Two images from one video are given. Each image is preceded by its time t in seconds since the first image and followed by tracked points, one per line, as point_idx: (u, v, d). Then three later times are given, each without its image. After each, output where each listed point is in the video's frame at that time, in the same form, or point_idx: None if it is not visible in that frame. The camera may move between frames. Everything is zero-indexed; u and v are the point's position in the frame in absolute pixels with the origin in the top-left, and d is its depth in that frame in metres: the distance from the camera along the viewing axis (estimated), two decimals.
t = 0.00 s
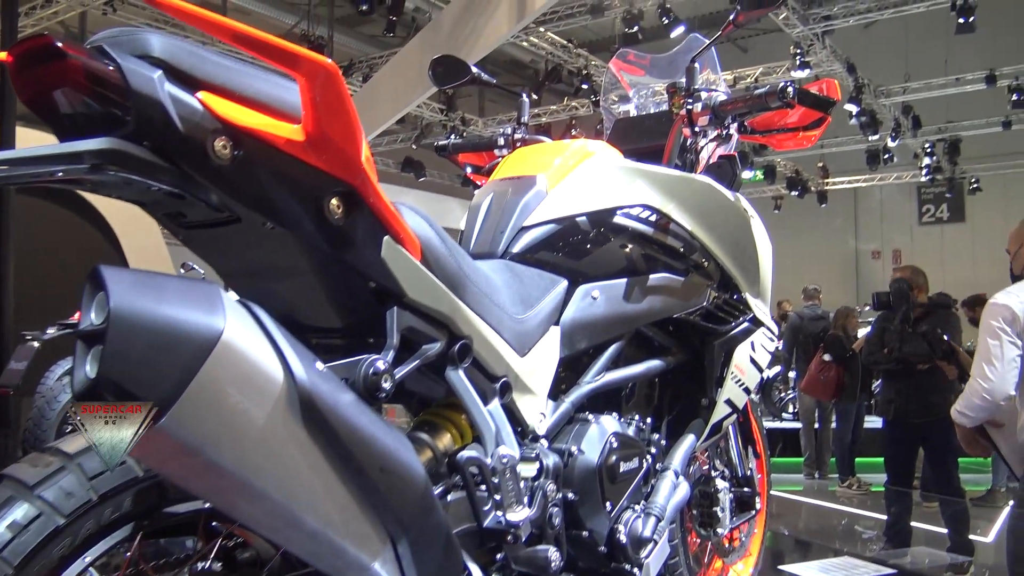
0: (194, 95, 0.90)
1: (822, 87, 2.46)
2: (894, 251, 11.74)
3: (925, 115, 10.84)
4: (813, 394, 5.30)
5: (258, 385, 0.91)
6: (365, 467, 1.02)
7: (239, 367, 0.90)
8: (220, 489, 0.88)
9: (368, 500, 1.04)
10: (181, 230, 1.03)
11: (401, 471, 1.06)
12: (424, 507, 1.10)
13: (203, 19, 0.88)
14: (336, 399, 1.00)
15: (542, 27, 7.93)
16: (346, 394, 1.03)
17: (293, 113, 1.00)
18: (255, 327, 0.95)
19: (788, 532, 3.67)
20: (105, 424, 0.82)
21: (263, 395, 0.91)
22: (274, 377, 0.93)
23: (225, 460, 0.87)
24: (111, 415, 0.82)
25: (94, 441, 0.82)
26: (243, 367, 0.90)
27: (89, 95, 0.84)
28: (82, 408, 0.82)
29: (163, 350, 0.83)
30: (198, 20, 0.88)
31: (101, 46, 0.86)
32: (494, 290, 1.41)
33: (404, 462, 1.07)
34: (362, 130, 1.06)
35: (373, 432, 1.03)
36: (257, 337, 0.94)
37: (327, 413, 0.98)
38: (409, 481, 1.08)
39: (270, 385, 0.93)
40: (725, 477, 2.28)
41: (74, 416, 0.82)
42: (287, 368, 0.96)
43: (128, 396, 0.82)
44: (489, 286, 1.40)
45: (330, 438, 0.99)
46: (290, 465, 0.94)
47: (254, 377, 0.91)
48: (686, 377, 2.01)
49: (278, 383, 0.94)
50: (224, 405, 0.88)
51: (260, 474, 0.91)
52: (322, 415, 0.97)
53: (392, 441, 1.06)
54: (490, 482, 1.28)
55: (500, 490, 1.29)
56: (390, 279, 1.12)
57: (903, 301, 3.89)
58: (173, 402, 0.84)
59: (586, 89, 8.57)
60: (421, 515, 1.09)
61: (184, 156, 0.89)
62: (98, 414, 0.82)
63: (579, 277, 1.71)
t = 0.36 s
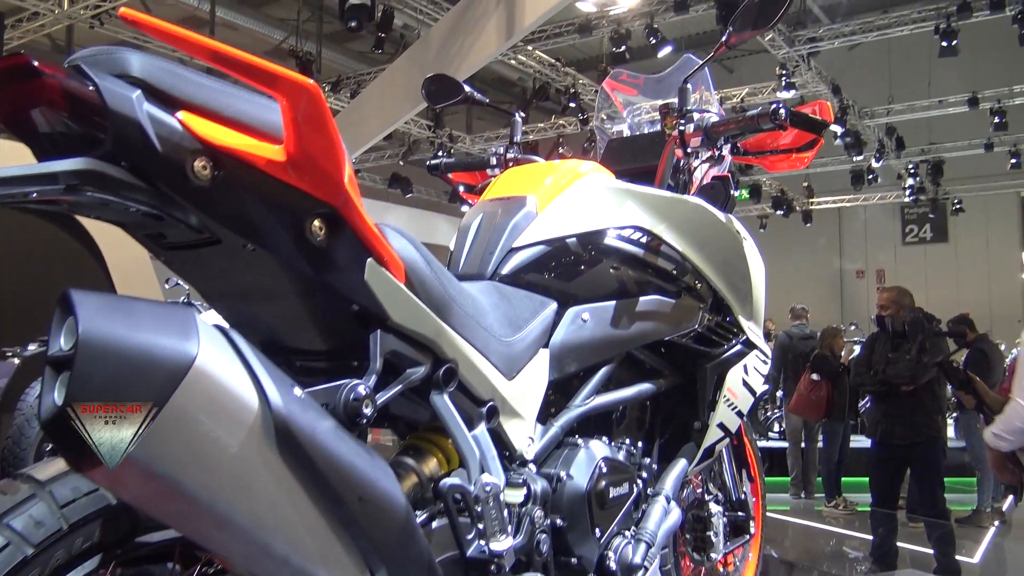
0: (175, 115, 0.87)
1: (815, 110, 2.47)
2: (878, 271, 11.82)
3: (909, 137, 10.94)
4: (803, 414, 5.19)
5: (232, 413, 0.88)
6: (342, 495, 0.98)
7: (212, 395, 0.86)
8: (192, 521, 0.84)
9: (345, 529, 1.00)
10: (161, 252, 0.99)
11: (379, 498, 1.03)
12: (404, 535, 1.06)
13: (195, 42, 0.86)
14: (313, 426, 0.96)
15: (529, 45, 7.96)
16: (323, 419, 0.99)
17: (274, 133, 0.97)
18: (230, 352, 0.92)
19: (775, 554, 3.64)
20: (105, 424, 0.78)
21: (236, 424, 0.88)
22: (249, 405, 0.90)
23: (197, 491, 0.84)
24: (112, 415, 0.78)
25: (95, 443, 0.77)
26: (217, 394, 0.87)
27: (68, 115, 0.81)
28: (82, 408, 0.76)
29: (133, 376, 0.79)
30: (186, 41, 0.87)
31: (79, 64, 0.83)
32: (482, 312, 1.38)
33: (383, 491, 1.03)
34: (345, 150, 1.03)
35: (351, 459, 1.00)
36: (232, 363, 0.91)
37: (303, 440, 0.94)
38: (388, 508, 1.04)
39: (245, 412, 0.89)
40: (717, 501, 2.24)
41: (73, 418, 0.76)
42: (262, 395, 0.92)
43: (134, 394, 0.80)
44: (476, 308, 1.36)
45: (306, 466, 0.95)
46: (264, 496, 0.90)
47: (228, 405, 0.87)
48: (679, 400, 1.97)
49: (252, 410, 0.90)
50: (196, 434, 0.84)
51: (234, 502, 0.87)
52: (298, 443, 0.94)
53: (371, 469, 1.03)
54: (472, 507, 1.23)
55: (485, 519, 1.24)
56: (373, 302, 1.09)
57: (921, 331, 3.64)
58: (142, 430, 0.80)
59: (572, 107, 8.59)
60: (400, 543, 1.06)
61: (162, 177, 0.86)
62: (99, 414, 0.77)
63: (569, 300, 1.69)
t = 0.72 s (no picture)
0: (160, 136, 0.85)
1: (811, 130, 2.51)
2: (868, 288, 11.85)
3: (898, 155, 11.01)
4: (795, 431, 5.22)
5: (210, 437, 0.85)
6: (325, 521, 0.95)
7: (192, 419, 0.84)
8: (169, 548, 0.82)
9: (329, 557, 0.97)
10: (148, 273, 0.97)
11: (364, 523, 1.00)
12: (389, 561, 1.04)
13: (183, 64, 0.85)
14: (295, 450, 0.93)
15: (521, 62, 7.98)
16: (307, 443, 0.96)
17: (261, 153, 0.95)
18: (210, 375, 0.89)
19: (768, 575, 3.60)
20: (105, 425, 0.77)
21: (214, 448, 0.85)
22: (228, 428, 0.87)
23: (174, 518, 0.81)
24: (112, 415, 0.77)
25: (96, 443, 0.76)
26: (195, 418, 0.84)
27: (53, 138, 0.79)
28: (81, 408, 0.75)
29: (111, 402, 0.77)
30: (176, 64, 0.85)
31: (63, 84, 0.80)
32: (474, 333, 1.36)
33: (368, 517, 1.01)
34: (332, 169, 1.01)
35: (335, 484, 0.97)
36: (213, 388, 0.88)
37: (286, 465, 0.92)
38: (373, 533, 1.01)
39: (225, 436, 0.86)
40: (714, 523, 2.21)
41: (73, 418, 0.75)
42: (243, 418, 0.89)
43: (133, 394, 0.79)
44: (467, 329, 1.34)
45: (289, 492, 0.92)
46: (244, 523, 0.87)
47: (206, 429, 0.85)
48: (677, 420, 1.95)
49: (231, 434, 0.87)
50: (172, 460, 0.81)
51: (212, 530, 0.84)
52: (280, 468, 0.91)
53: (355, 494, 1.00)
54: (457, 532, 1.20)
55: (470, 545, 1.22)
56: (362, 324, 1.07)
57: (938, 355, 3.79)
58: (118, 455, 0.77)
59: (564, 124, 8.60)
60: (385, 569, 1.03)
61: (147, 199, 0.84)
62: (98, 414, 0.76)
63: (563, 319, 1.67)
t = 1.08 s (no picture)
0: (143, 154, 0.84)
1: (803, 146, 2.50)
2: (857, 302, 11.90)
3: (886, 170, 11.09)
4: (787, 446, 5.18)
5: (187, 457, 0.83)
6: (304, 544, 0.93)
7: (169, 440, 0.82)
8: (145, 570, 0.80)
9: None
10: (133, 290, 0.95)
11: (345, 545, 0.98)
12: None
13: (164, 83, 0.83)
14: (273, 472, 0.91)
15: (512, 77, 7.99)
16: (287, 463, 0.94)
17: (244, 171, 0.94)
18: (188, 394, 0.87)
19: None
20: (105, 425, 0.77)
21: (190, 468, 0.83)
22: (205, 449, 0.85)
23: (151, 540, 0.80)
24: (113, 415, 0.78)
25: (97, 442, 0.76)
26: (173, 439, 0.82)
27: (31, 156, 0.77)
28: (81, 408, 0.75)
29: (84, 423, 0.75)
30: (155, 83, 0.83)
31: (45, 102, 0.80)
32: (462, 351, 1.35)
33: (348, 538, 0.98)
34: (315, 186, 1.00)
35: (315, 505, 0.95)
36: (191, 407, 0.86)
37: (263, 486, 0.89)
38: (354, 555, 0.99)
39: (202, 457, 0.84)
40: (709, 541, 2.18)
41: (73, 418, 0.75)
42: (221, 438, 0.87)
43: (133, 394, 0.80)
44: (455, 347, 1.33)
45: (268, 514, 0.90)
46: (222, 545, 0.85)
47: (183, 450, 0.83)
48: (673, 438, 1.95)
49: (208, 455, 0.85)
50: (148, 483, 0.80)
51: (187, 554, 0.82)
52: (256, 489, 0.89)
53: (335, 514, 0.98)
54: (443, 553, 1.16)
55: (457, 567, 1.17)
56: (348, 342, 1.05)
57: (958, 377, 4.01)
58: (93, 476, 0.76)
59: (555, 138, 8.61)
60: None
61: (129, 218, 0.83)
62: (100, 414, 0.76)
63: (553, 336, 1.66)
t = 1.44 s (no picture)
0: (131, 169, 0.85)
1: (795, 160, 2.50)
2: (848, 314, 11.96)
3: (876, 183, 11.16)
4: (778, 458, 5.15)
5: (168, 470, 0.83)
6: (288, 556, 0.93)
7: (151, 453, 0.82)
8: None
9: None
10: (123, 303, 0.95)
11: (328, 557, 0.97)
12: None
13: (148, 99, 0.83)
14: (255, 485, 0.91)
15: (505, 89, 8.01)
16: (271, 478, 0.94)
17: (231, 186, 0.94)
18: (170, 406, 0.87)
19: None
20: (105, 425, 0.79)
21: (172, 481, 0.83)
22: (187, 461, 0.85)
23: (133, 553, 0.80)
24: (112, 415, 0.79)
25: (96, 442, 0.78)
26: (154, 453, 0.82)
27: (19, 172, 0.78)
28: (81, 408, 0.77)
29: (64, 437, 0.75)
30: (140, 99, 0.82)
31: (34, 119, 0.81)
32: (452, 364, 1.35)
33: (332, 551, 0.98)
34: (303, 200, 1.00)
35: (298, 519, 0.95)
36: (173, 419, 0.86)
37: (246, 500, 0.89)
38: (338, 569, 0.98)
39: (183, 469, 0.84)
40: (704, 554, 2.18)
41: (72, 417, 0.76)
42: (201, 449, 0.87)
43: (132, 395, 0.82)
44: (443, 360, 1.33)
45: (251, 528, 0.90)
46: (202, 559, 0.85)
47: (164, 463, 0.83)
48: (664, 450, 1.95)
49: (190, 467, 0.85)
50: (129, 494, 0.80)
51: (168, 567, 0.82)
52: (238, 500, 0.88)
53: (318, 527, 0.97)
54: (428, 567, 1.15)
55: None
56: (335, 355, 1.05)
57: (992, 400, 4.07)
58: (75, 487, 0.76)
59: (547, 150, 8.63)
60: None
61: (115, 231, 0.84)
62: (99, 414, 0.78)
63: (544, 348, 1.67)
